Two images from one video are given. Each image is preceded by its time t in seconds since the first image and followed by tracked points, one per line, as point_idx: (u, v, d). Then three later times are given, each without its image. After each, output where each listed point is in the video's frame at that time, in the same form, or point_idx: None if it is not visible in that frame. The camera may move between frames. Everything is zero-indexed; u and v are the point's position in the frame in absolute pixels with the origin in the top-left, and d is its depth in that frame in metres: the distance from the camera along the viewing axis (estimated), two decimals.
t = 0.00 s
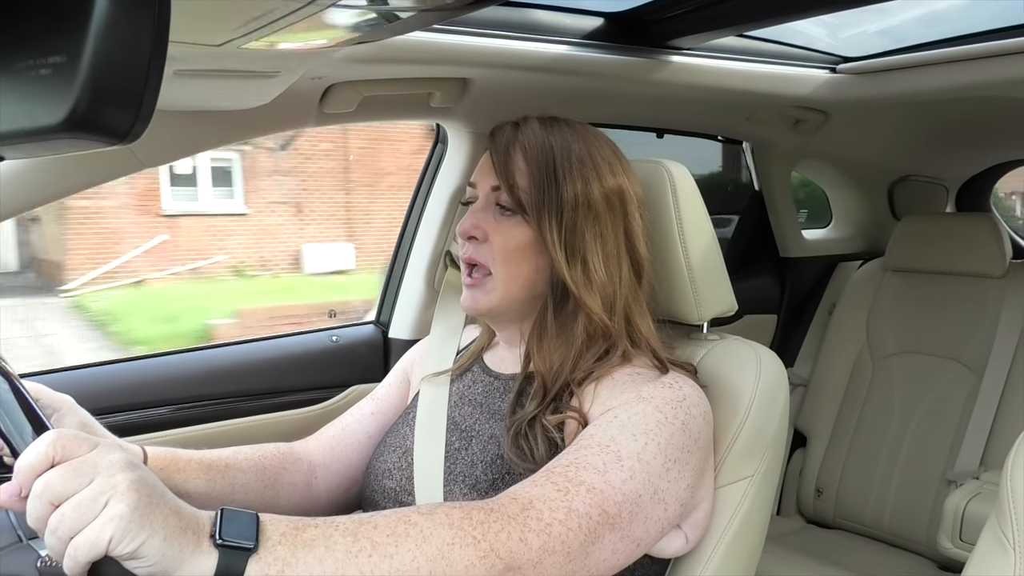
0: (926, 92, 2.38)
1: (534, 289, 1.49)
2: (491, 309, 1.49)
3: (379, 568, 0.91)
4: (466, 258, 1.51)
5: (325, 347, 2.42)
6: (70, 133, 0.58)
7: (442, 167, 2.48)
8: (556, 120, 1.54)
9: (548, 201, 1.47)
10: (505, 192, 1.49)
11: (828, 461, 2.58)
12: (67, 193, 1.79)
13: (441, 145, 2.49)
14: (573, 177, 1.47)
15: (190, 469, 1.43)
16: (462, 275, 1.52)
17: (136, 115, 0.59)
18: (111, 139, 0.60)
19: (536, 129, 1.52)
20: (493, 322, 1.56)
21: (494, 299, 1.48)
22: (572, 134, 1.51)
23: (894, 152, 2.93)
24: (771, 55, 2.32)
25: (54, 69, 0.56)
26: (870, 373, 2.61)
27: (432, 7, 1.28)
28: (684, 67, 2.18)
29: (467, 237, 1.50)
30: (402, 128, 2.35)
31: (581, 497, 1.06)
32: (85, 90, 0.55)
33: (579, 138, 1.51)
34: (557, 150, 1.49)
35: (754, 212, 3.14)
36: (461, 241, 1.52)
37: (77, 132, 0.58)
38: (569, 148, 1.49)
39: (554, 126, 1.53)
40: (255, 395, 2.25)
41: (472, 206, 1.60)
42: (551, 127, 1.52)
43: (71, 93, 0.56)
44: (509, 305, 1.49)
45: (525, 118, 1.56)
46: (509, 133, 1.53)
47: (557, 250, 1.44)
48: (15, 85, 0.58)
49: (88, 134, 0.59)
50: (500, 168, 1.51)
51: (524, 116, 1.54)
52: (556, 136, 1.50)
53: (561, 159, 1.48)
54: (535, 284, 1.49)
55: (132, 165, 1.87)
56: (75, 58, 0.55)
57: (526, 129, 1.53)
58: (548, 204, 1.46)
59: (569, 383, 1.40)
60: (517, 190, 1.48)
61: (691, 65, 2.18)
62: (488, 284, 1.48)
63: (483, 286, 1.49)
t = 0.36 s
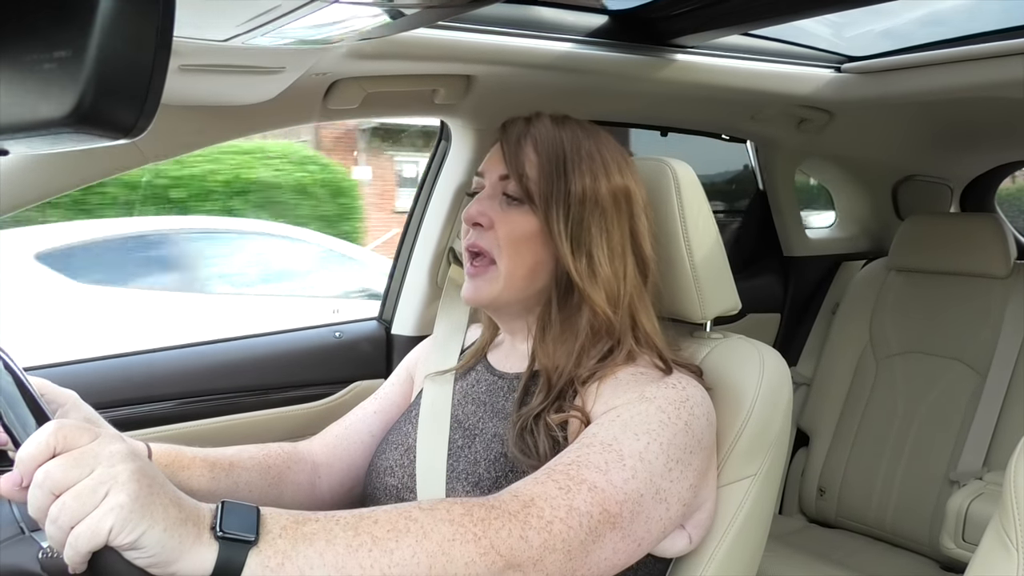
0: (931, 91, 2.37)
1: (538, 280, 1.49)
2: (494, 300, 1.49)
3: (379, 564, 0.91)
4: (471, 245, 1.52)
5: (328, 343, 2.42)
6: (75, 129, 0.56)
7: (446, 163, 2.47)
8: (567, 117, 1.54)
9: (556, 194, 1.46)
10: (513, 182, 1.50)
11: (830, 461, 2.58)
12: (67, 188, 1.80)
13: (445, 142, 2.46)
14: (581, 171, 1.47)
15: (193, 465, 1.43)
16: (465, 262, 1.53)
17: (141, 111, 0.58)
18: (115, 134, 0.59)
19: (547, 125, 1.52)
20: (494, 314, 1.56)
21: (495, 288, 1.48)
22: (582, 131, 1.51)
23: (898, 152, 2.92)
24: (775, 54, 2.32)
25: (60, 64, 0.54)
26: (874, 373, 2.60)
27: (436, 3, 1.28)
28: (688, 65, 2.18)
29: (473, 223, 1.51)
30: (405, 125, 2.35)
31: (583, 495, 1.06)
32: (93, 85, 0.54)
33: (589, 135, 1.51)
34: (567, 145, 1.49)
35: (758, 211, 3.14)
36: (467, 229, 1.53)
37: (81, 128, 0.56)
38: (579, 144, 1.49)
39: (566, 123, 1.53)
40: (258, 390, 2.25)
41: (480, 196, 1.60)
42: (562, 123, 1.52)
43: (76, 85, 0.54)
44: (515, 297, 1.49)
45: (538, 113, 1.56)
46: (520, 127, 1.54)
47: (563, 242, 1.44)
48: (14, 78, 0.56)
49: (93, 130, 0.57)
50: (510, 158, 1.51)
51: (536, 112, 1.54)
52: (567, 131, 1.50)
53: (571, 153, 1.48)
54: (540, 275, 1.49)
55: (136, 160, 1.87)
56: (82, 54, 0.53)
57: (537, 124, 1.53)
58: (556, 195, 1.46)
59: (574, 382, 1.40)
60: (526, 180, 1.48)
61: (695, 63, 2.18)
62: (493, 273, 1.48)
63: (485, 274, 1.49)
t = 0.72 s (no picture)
0: (932, 94, 2.37)
1: (542, 285, 1.49)
2: (496, 303, 1.47)
3: (379, 565, 0.91)
4: (470, 250, 1.48)
5: (328, 345, 2.42)
6: (76, 129, 0.56)
7: (448, 164, 2.48)
8: (573, 119, 1.54)
9: (564, 199, 1.46)
10: (519, 188, 1.49)
11: (830, 464, 2.58)
12: (71, 189, 1.80)
13: (447, 143, 2.47)
14: (589, 176, 1.48)
15: (193, 467, 1.43)
16: (463, 266, 1.50)
17: (143, 111, 0.57)
18: (116, 136, 0.58)
19: (554, 127, 1.52)
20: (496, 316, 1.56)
21: (498, 293, 1.46)
22: (589, 134, 1.52)
23: (900, 155, 2.92)
24: (777, 56, 2.32)
25: (63, 64, 0.53)
26: (874, 376, 2.60)
27: (438, 5, 1.28)
28: (689, 67, 2.18)
29: (477, 228, 1.50)
30: (406, 126, 2.34)
31: (582, 497, 1.06)
32: (95, 85, 0.53)
33: (596, 139, 1.51)
34: (574, 149, 1.49)
35: (759, 213, 3.13)
36: (470, 232, 1.51)
37: (83, 128, 0.56)
38: (586, 148, 1.49)
39: (572, 125, 1.53)
40: (259, 391, 2.25)
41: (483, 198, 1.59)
42: (568, 125, 1.52)
43: (78, 86, 0.54)
44: (517, 301, 1.49)
45: (543, 115, 1.56)
46: (526, 129, 1.53)
47: (569, 248, 1.44)
48: (16, 77, 0.55)
49: (96, 130, 0.57)
50: (516, 162, 1.50)
51: (543, 114, 1.54)
52: (574, 134, 1.50)
53: (578, 157, 1.48)
54: (544, 281, 1.49)
55: (138, 159, 1.87)
56: (84, 55, 0.53)
57: (544, 125, 1.53)
58: (563, 201, 1.46)
59: (572, 386, 1.40)
60: (532, 185, 1.48)
61: (697, 65, 2.18)
62: (491, 275, 1.47)
63: (484, 273, 1.47)
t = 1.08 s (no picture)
0: (935, 93, 2.37)
1: (552, 290, 1.49)
2: (504, 299, 1.47)
3: (387, 570, 0.91)
4: (477, 257, 1.48)
5: (333, 348, 2.43)
6: (81, 135, 0.56)
7: (451, 167, 2.48)
8: (571, 122, 1.54)
9: (570, 203, 1.45)
10: (525, 194, 1.48)
11: (836, 464, 2.57)
12: (75, 194, 1.79)
13: (451, 146, 2.48)
14: (593, 178, 1.47)
15: (200, 471, 1.43)
16: (470, 269, 1.50)
17: (148, 116, 0.57)
18: (121, 141, 0.59)
19: (554, 130, 1.51)
20: (504, 320, 1.55)
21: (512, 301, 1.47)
22: (589, 135, 1.51)
23: (904, 154, 2.91)
24: (780, 57, 2.31)
25: (68, 71, 0.53)
26: (880, 375, 2.60)
27: (441, 9, 1.29)
28: (692, 68, 2.18)
29: (483, 238, 1.48)
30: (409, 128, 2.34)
31: (588, 498, 1.06)
32: (99, 90, 0.53)
33: (596, 140, 1.51)
34: (576, 151, 1.48)
35: (764, 214, 3.14)
36: (476, 242, 1.50)
37: (88, 134, 0.56)
38: (588, 149, 1.49)
39: (570, 126, 1.53)
40: (263, 395, 2.25)
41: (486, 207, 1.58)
42: (567, 128, 1.52)
43: (83, 93, 0.54)
44: (528, 304, 1.49)
45: (541, 118, 1.55)
46: (525, 134, 1.53)
47: (580, 251, 1.44)
48: (19, 84, 0.55)
49: (99, 137, 0.57)
50: (519, 169, 1.49)
51: (540, 117, 1.54)
52: (575, 136, 1.50)
53: (581, 159, 1.48)
54: (553, 286, 1.48)
55: (142, 164, 1.87)
56: (89, 61, 0.53)
57: (543, 129, 1.52)
58: (571, 205, 1.45)
59: (581, 388, 1.39)
60: (538, 193, 1.47)
61: (699, 66, 2.18)
62: (503, 276, 1.46)
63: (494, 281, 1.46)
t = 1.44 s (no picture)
0: (937, 84, 2.36)
1: (557, 282, 1.49)
2: (511, 298, 1.49)
3: (387, 563, 0.92)
4: (486, 251, 1.49)
5: (335, 343, 2.43)
6: (84, 130, 0.56)
7: (452, 161, 2.48)
8: (573, 115, 1.54)
9: (576, 196, 1.46)
10: (530, 188, 1.48)
11: (839, 457, 2.58)
12: (75, 190, 1.79)
13: (451, 140, 2.48)
14: (598, 171, 1.47)
15: (202, 466, 1.44)
16: (477, 266, 1.51)
17: (149, 110, 0.58)
18: (124, 136, 0.59)
19: (558, 124, 1.51)
20: (504, 311, 1.56)
21: (517, 292, 1.48)
22: (591, 128, 1.52)
23: (906, 146, 2.90)
24: (781, 48, 2.31)
25: (70, 65, 0.54)
26: (882, 367, 2.60)
27: (440, 3, 1.29)
28: (693, 61, 2.17)
29: (489, 231, 1.49)
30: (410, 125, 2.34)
31: (587, 492, 1.06)
32: (102, 85, 0.53)
33: (598, 132, 1.51)
34: (581, 144, 1.48)
35: (766, 207, 3.14)
36: (482, 235, 1.51)
37: (91, 129, 0.57)
38: (592, 142, 1.49)
39: (574, 120, 1.52)
40: (266, 389, 2.27)
41: (490, 200, 1.58)
42: (570, 122, 1.52)
43: (85, 88, 0.54)
44: (533, 297, 1.50)
45: (544, 112, 1.55)
46: (530, 128, 1.52)
47: (585, 244, 1.44)
48: (22, 79, 0.56)
49: (103, 131, 0.57)
50: (524, 163, 1.49)
51: (544, 111, 1.53)
52: (579, 130, 1.50)
53: (585, 152, 1.48)
54: (558, 278, 1.49)
55: (144, 160, 1.87)
56: (91, 55, 0.53)
57: (548, 123, 1.52)
58: (576, 199, 1.46)
59: (581, 377, 1.40)
60: (545, 186, 1.47)
61: (700, 58, 2.17)
62: (510, 272, 1.47)
63: (503, 275, 1.48)
